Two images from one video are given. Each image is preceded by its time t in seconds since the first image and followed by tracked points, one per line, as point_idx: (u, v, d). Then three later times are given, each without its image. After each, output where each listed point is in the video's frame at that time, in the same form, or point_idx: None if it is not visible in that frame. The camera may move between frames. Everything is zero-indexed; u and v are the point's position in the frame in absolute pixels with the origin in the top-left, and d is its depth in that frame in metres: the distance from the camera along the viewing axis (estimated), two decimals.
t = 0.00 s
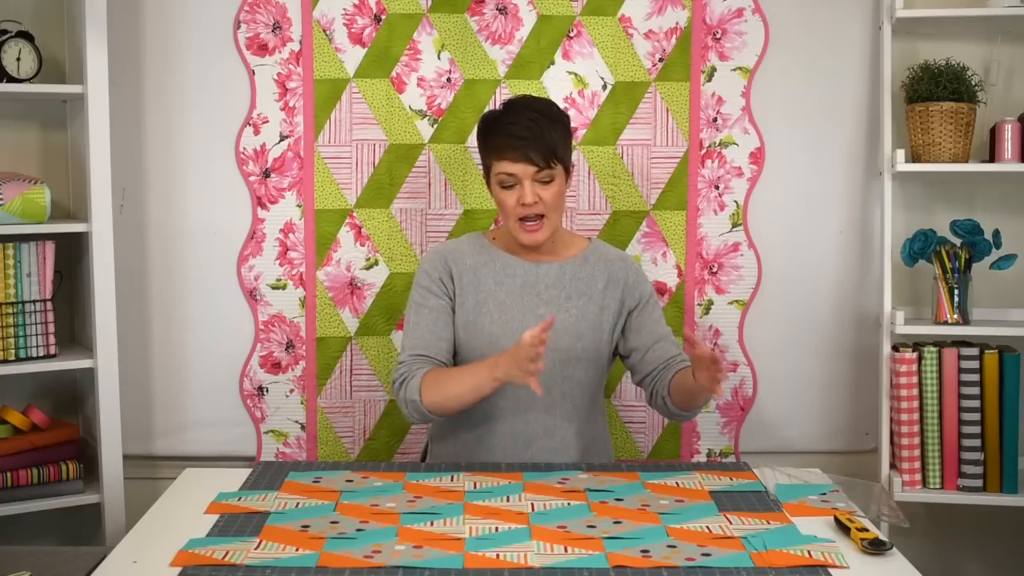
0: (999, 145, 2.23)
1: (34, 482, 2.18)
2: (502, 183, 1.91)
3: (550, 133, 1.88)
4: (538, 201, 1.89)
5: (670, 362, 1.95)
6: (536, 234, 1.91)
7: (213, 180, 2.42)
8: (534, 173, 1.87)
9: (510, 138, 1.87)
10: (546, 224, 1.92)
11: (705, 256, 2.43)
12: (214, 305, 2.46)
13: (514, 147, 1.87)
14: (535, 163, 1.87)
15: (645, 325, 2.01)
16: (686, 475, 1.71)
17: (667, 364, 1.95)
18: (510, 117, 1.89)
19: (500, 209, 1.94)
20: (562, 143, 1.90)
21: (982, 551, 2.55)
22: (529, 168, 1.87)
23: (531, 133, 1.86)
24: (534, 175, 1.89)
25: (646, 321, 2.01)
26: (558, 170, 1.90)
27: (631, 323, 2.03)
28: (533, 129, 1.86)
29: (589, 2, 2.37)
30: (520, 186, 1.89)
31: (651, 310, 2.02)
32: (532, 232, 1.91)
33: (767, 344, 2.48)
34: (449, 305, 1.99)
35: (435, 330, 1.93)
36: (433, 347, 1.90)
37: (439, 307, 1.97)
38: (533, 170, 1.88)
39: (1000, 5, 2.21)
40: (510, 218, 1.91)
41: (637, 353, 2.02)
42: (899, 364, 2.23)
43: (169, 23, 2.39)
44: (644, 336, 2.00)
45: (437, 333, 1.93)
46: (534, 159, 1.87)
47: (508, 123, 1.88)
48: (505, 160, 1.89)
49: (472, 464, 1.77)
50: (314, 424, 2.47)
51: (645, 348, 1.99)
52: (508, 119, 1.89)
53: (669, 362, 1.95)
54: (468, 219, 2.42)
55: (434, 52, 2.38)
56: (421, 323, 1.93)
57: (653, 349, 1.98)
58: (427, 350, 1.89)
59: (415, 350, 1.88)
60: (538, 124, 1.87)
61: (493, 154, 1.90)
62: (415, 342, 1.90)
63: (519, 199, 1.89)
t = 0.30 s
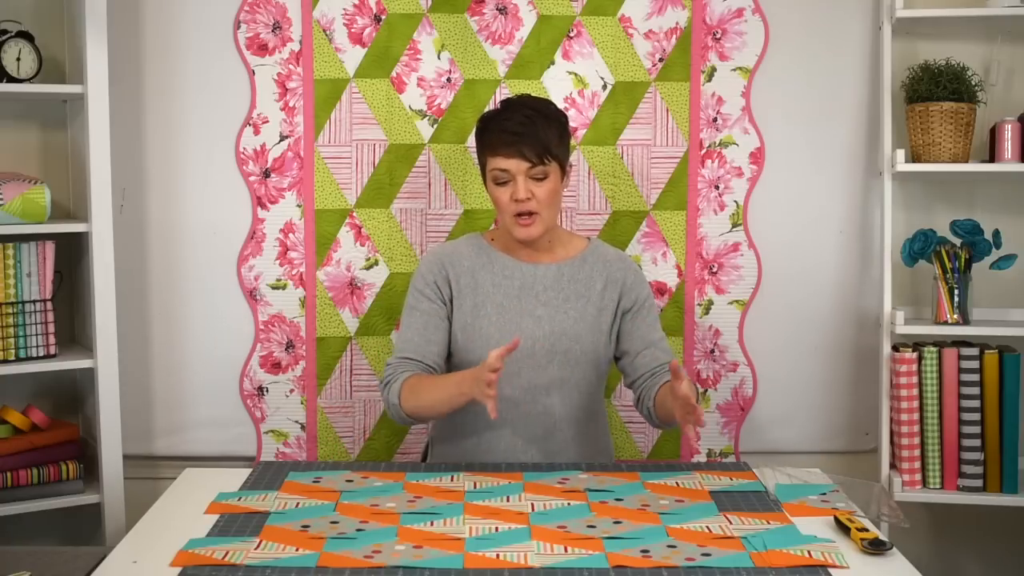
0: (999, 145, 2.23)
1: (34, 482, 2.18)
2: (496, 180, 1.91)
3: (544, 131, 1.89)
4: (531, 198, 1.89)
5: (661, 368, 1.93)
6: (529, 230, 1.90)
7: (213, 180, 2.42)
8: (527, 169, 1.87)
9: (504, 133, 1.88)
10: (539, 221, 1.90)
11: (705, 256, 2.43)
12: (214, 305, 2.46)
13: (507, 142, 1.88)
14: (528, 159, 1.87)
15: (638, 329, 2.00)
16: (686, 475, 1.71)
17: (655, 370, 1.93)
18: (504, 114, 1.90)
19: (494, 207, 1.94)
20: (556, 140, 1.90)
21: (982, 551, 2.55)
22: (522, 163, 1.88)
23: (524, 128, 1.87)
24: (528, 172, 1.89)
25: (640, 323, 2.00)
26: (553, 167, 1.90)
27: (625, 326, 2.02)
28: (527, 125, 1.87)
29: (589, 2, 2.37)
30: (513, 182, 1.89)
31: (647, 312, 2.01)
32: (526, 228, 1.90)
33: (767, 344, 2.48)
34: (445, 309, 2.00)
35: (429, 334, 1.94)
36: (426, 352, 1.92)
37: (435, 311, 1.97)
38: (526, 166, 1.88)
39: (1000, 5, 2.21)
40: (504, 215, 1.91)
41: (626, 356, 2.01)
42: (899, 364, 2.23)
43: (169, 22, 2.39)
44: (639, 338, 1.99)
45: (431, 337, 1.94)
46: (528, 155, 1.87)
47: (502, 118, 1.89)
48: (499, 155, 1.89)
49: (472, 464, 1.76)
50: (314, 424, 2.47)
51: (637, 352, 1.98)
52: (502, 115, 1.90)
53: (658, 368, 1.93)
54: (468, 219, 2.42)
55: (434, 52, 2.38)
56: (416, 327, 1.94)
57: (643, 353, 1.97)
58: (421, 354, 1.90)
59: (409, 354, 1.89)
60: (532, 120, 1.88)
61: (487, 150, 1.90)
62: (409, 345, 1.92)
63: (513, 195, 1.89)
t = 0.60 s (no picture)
0: (999, 145, 2.23)
1: (34, 482, 2.18)
2: (486, 180, 1.92)
3: (532, 131, 1.88)
4: (518, 197, 1.88)
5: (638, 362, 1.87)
6: (516, 230, 1.90)
7: (213, 180, 2.42)
8: (513, 169, 1.87)
9: (491, 133, 1.88)
10: (527, 221, 1.90)
11: (705, 256, 2.43)
12: (214, 305, 2.46)
13: (495, 142, 1.88)
14: (515, 159, 1.87)
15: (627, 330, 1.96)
16: (686, 475, 1.71)
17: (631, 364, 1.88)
18: (493, 114, 1.91)
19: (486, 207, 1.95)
20: (545, 140, 1.89)
21: (983, 551, 2.55)
22: (509, 163, 1.88)
23: (512, 127, 1.87)
24: (515, 172, 1.89)
25: (629, 322, 1.96)
26: (541, 167, 1.90)
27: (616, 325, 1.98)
28: (515, 124, 1.88)
29: (589, 2, 2.37)
30: (502, 182, 1.90)
31: (638, 311, 1.97)
32: (513, 227, 1.89)
33: (767, 344, 2.48)
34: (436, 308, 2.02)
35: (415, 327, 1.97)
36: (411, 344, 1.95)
37: (425, 310, 2.00)
38: (513, 166, 1.88)
39: (1000, 5, 2.21)
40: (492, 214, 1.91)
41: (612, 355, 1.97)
42: (899, 364, 2.23)
43: (169, 22, 2.39)
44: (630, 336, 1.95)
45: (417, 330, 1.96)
46: (514, 155, 1.87)
47: (490, 118, 1.90)
48: (487, 155, 1.89)
49: (472, 464, 1.77)
50: (314, 424, 2.47)
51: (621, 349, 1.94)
52: (491, 115, 1.91)
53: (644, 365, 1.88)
54: (468, 219, 2.42)
55: (434, 52, 2.38)
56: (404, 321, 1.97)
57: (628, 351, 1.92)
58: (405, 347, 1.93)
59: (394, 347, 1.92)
60: (521, 120, 1.89)
61: (476, 150, 1.91)
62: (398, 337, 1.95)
63: (500, 195, 1.89)
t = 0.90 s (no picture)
0: (999, 145, 2.23)
1: (34, 482, 2.18)
2: (490, 177, 1.92)
3: (537, 126, 1.89)
4: (522, 192, 1.88)
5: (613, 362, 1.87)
6: (521, 226, 1.89)
7: (213, 180, 2.42)
8: (518, 164, 1.87)
9: (496, 128, 1.88)
10: (531, 217, 1.90)
11: (705, 256, 2.43)
12: (214, 305, 2.46)
13: (500, 137, 1.88)
14: (520, 154, 1.87)
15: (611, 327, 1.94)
16: (686, 475, 1.71)
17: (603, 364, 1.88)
18: (496, 110, 1.91)
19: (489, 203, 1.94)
20: (549, 137, 1.90)
21: (983, 551, 2.55)
22: (514, 159, 1.88)
23: (516, 123, 1.87)
24: (520, 167, 1.89)
25: (613, 318, 1.94)
26: (545, 163, 1.90)
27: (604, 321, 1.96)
28: (520, 120, 1.88)
29: (589, 2, 2.37)
30: (506, 178, 1.90)
31: (626, 306, 1.95)
32: (517, 223, 1.89)
33: (767, 344, 2.48)
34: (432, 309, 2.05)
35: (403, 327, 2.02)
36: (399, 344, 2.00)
37: (421, 313, 2.04)
38: (518, 161, 1.88)
39: (1000, 5, 2.21)
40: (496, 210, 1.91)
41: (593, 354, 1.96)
42: (899, 364, 2.23)
43: (169, 22, 2.39)
44: (610, 331, 1.93)
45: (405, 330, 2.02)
46: (519, 151, 1.87)
47: (494, 114, 1.90)
48: (492, 151, 1.90)
49: (472, 464, 1.77)
50: (314, 424, 2.47)
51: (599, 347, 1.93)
52: (495, 110, 1.91)
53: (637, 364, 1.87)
54: (468, 219, 2.42)
55: (434, 52, 2.38)
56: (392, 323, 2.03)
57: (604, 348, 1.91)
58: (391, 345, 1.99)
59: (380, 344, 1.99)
60: (525, 116, 1.89)
61: (481, 146, 1.91)
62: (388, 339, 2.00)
63: (504, 190, 1.89)
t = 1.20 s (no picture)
0: (999, 145, 2.23)
1: (34, 482, 2.18)
2: (504, 179, 1.91)
3: (554, 131, 1.89)
4: (540, 198, 1.89)
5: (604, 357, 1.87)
6: (534, 232, 1.90)
7: (213, 180, 2.42)
8: (538, 170, 1.87)
9: (515, 133, 1.87)
10: (544, 223, 1.91)
11: (705, 256, 2.43)
12: (214, 305, 2.46)
13: (519, 142, 1.87)
14: (540, 160, 1.87)
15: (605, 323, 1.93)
16: (686, 475, 1.71)
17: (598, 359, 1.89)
18: (514, 112, 1.88)
19: (498, 206, 1.93)
20: (566, 142, 1.91)
21: (983, 550, 2.55)
22: (533, 164, 1.88)
23: (536, 129, 1.87)
24: (537, 172, 1.89)
25: (609, 313, 1.94)
26: (560, 169, 1.91)
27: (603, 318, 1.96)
28: (539, 125, 1.87)
29: (589, 2, 2.37)
30: (522, 182, 1.89)
31: (622, 302, 1.95)
32: (532, 229, 1.90)
33: (767, 344, 2.48)
34: (432, 313, 2.04)
35: (402, 327, 2.00)
36: (397, 343, 1.99)
37: (420, 316, 2.03)
38: (537, 167, 1.88)
39: (999, 5, 2.21)
40: (510, 214, 1.90)
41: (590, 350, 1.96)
42: (899, 364, 2.23)
43: (169, 22, 2.39)
44: (604, 327, 1.93)
45: (404, 330, 2.00)
46: (539, 156, 1.87)
47: (512, 118, 1.88)
48: (510, 155, 1.88)
49: (472, 464, 1.77)
50: (314, 424, 2.47)
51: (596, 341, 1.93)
52: (513, 113, 1.89)
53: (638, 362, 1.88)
54: (468, 219, 2.42)
55: (434, 52, 2.38)
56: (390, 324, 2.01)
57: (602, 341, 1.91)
58: (390, 345, 1.98)
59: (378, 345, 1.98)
60: (543, 121, 1.88)
61: (497, 149, 1.89)
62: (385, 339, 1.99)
63: (521, 195, 1.88)
